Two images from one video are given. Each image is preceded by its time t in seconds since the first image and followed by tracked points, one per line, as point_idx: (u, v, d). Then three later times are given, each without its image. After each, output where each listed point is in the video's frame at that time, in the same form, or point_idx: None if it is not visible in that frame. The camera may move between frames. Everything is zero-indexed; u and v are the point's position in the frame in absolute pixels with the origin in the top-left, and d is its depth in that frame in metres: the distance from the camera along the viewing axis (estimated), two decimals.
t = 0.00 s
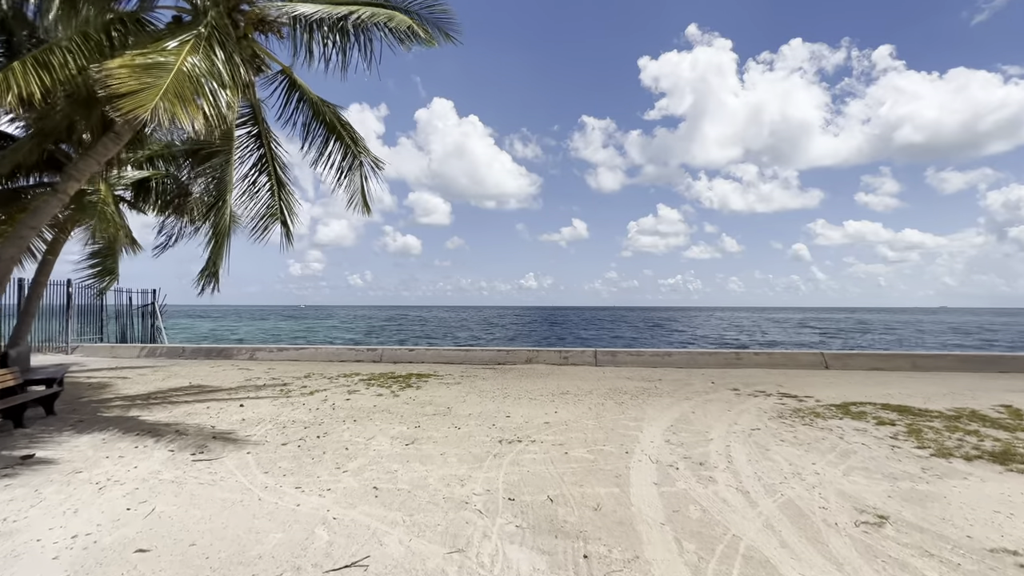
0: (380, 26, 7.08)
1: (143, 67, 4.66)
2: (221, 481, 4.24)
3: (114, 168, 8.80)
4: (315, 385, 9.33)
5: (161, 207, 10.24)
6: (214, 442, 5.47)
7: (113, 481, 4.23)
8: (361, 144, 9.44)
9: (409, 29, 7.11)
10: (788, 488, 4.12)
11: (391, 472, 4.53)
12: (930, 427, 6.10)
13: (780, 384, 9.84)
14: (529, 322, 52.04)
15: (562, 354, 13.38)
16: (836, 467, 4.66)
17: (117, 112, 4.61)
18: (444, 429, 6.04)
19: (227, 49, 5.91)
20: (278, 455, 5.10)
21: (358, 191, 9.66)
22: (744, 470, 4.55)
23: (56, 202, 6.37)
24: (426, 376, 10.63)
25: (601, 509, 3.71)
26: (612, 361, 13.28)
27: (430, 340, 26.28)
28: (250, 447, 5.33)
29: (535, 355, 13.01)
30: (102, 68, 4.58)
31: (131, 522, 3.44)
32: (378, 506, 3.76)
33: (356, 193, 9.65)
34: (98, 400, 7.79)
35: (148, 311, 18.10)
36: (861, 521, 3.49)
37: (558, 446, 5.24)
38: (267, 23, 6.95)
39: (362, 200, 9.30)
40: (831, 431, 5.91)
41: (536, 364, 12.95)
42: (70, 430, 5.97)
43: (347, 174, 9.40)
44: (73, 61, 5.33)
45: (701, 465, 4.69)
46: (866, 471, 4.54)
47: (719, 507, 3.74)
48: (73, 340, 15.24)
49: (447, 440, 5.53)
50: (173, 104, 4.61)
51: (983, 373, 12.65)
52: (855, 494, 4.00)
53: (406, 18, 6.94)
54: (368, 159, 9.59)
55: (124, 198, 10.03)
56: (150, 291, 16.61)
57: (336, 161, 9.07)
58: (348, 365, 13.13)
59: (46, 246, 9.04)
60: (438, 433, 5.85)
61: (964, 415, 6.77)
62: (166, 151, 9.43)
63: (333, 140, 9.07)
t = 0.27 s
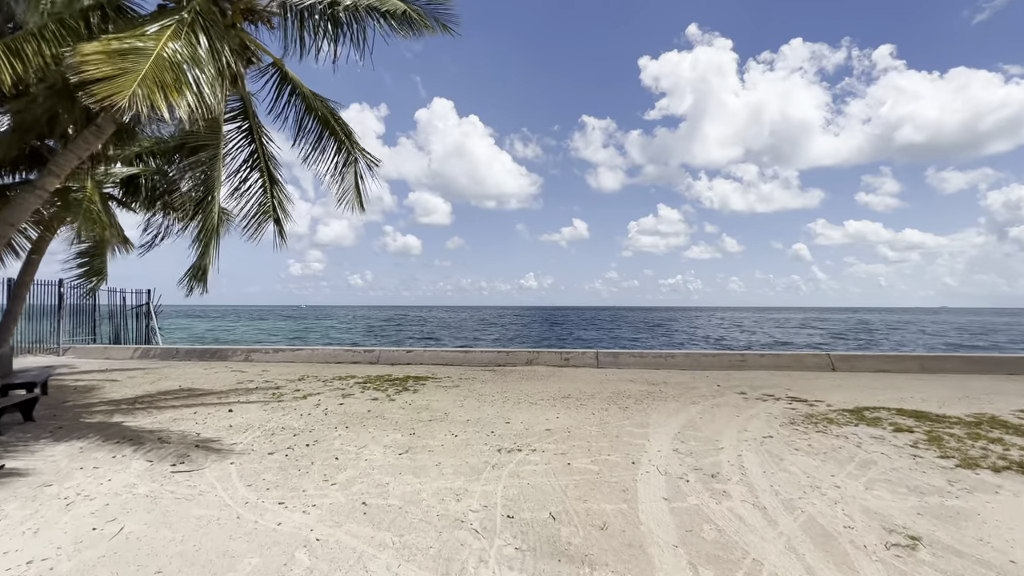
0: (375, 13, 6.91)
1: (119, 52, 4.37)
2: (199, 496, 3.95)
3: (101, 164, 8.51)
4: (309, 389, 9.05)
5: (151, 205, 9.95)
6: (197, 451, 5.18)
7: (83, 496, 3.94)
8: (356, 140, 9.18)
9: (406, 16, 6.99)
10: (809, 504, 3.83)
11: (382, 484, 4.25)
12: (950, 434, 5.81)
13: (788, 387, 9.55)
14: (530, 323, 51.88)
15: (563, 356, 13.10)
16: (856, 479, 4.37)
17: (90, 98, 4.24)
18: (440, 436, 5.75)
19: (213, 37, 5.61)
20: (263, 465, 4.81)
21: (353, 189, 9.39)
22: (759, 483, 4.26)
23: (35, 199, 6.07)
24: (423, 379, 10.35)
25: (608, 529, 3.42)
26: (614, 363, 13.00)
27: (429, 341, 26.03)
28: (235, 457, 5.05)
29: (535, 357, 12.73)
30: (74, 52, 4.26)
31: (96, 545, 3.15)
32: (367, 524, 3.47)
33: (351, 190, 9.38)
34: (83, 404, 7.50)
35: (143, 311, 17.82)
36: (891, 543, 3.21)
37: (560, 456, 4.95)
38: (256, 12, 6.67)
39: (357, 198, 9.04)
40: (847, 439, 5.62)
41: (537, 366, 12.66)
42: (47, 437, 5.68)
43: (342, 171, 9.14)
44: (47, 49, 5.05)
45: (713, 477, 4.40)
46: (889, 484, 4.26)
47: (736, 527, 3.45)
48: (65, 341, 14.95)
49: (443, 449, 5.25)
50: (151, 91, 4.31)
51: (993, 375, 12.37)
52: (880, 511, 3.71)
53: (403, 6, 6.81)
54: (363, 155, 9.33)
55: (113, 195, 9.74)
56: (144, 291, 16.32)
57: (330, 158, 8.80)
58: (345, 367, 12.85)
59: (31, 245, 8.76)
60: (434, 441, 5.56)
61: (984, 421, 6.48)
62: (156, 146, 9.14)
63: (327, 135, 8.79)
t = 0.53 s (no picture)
0: None
1: (89, 29, 4.04)
2: (171, 508, 3.66)
3: (85, 157, 8.22)
4: (301, 389, 8.75)
5: (139, 200, 9.66)
6: (177, 457, 4.88)
7: (46, 507, 3.65)
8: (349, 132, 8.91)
9: None
10: (832, 516, 3.53)
11: (371, 493, 3.96)
12: (972, 438, 5.52)
13: (796, 388, 9.25)
14: (531, 322, 51.62)
15: (564, 356, 12.81)
16: (880, 487, 4.07)
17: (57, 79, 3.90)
18: (435, 440, 5.46)
19: (196, 18, 5.27)
20: (246, 472, 4.51)
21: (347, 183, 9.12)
22: (776, 492, 3.96)
23: (10, 191, 5.75)
24: (420, 379, 10.06)
25: (615, 545, 3.12)
26: (616, 362, 12.71)
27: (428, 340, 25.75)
28: (216, 463, 4.75)
29: (536, 357, 12.44)
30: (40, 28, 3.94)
31: (50, 564, 2.86)
32: (351, 540, 3.17)
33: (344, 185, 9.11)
34: (64, 405, 7.21)
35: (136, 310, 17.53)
36: (927, 562, 2.91)
37: (561, 462, 4.65)
38: None
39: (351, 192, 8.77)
40: (864, 443, 5.32)
41: (537, 366, 12.36)
42: (21, 442, 5.39)
43: (335, 165, 8.87)
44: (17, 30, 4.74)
45: (726, 486, 4.10)
46: (916, 493, 3.96)
47: (755, 543, 3.15)
48: (56, 340, 14.66)
49: (437, 454, 4.96)
50: (124, 71, 3.97)
51: (1005, 376, 12.05)
52: (911, 525, 3.41)
53: None
54: (356, 148, 9.05)
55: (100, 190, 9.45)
56: (137, 289, 16.04)
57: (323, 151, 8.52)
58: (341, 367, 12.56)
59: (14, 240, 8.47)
60: (428, 445, 5.27)
61: (1005, 424, 6.18)
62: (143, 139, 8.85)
63: (319, 127, 8.51)
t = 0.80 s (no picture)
0: None
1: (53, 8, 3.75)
2: (139, 529, 3.35)
3: (68, 151, 7.90)
4: (294, 393, 8.44)
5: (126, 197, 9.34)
6: (154, 469, 4.57)
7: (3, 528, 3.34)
8: (343, 127, 8.61)
9: None
10: (861, 539, 3.22)
11: (358, 511, 3.65)
12: (998, 447, 5.21)
13: (806, 391, 8.94)
14: (531, 322, 51.35)
15: (565, 357, 12.50)
16: (909, 504, 3.77)
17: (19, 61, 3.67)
18: (430, 449, 5.16)
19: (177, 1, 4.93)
20: (226, 486, 4.20)
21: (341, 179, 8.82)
22: (798, 510, 3.65)
23: None
24: (417, 382, 9.75)
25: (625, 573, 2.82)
26: (618, 364, 12.41)
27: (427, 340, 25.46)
28: (196, 475, 4.45)
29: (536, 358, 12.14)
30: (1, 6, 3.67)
31: None
32: (333, 568, 2.87)
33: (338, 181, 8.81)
34: (44, 410, 6.90)
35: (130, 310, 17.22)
36: None
37: (563, 475, 4.35)
38: None
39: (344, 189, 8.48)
40: (885, 452, 5.02)
41: (537, 367, 12.06)
42: None
43: (328, 161, 8.57)
44: None
45: (742, 502, 3.79)
46: (949, 511, 3.65)
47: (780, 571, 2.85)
48: (46, 341, 14.34)
49: (432, 465, 4.65)
50: (88, 53, 3.68)
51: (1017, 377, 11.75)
52: (949, 549, 3.10)
53: None
54: (350, 144, 8.75)
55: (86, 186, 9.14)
56: (130, 290, 15.72)
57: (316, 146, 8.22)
58: (336, 368, 12.26)
59: None
60: (422, 455, 4.97)
61: None
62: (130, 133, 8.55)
63: (311, 122, 8.19)
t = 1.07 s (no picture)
0: None
1: None
2: (102, 547, 3.06)
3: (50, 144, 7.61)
4: (285, 395, 8.16)
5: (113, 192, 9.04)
6: (129, 477, 4.28)
7: None
8: (336, 119, 8.32)
9: None
10: (892, 558, 2.94)
11: (342, 526, 3.36)
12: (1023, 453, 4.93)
13: (814, 393, 8.66)
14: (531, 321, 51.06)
15: (565, 357, 12.21)
16: (939, 517, 3.48)
17: None
18: (424, 455, 4.87)
19: None
20: (203, 497, 3.91)
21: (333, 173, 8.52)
22: (820, 524, 3.37)
23: None
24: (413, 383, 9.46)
25: None
26: (620, 364, 12.12)
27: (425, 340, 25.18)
28: (172, 485, 4.15)
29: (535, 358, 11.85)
30: None
31: None
32: None
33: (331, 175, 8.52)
34: (23, 413, 6.61)
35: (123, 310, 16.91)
36: None
37: (565, 484, 4.06)
38: None
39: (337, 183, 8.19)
40: (905, 459, 4.74)
41: (537, 368, 11.77)
42: None
43: (320, 154, 8.28)
44: None
45: (759, 516, 3.50)
46: (984, 525, 3.36)
47: None
48: (35, 341, 14.03)
49: (425, 472, 4.37)
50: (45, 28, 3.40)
51: None
52: (991, 571, 2.82)
53: None
54: (344, 136, 8.46)
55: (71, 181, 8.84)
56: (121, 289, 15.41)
57: (307, 138, 7.94)
58: (331, 368, 11.97)
59: None
60: (415, 462, 4.69)
61: None
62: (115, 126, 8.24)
63: (303, 113, 7.89)
